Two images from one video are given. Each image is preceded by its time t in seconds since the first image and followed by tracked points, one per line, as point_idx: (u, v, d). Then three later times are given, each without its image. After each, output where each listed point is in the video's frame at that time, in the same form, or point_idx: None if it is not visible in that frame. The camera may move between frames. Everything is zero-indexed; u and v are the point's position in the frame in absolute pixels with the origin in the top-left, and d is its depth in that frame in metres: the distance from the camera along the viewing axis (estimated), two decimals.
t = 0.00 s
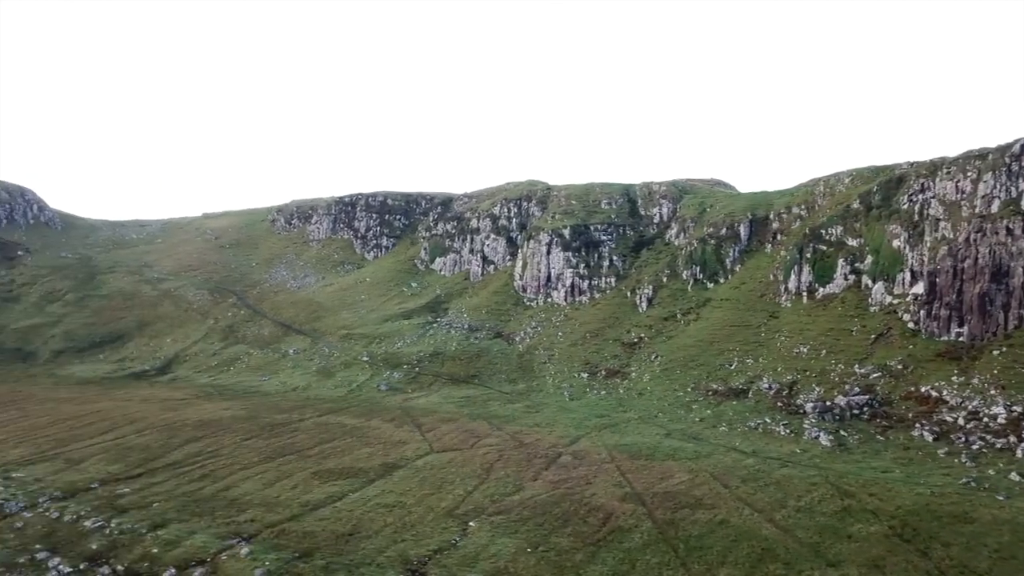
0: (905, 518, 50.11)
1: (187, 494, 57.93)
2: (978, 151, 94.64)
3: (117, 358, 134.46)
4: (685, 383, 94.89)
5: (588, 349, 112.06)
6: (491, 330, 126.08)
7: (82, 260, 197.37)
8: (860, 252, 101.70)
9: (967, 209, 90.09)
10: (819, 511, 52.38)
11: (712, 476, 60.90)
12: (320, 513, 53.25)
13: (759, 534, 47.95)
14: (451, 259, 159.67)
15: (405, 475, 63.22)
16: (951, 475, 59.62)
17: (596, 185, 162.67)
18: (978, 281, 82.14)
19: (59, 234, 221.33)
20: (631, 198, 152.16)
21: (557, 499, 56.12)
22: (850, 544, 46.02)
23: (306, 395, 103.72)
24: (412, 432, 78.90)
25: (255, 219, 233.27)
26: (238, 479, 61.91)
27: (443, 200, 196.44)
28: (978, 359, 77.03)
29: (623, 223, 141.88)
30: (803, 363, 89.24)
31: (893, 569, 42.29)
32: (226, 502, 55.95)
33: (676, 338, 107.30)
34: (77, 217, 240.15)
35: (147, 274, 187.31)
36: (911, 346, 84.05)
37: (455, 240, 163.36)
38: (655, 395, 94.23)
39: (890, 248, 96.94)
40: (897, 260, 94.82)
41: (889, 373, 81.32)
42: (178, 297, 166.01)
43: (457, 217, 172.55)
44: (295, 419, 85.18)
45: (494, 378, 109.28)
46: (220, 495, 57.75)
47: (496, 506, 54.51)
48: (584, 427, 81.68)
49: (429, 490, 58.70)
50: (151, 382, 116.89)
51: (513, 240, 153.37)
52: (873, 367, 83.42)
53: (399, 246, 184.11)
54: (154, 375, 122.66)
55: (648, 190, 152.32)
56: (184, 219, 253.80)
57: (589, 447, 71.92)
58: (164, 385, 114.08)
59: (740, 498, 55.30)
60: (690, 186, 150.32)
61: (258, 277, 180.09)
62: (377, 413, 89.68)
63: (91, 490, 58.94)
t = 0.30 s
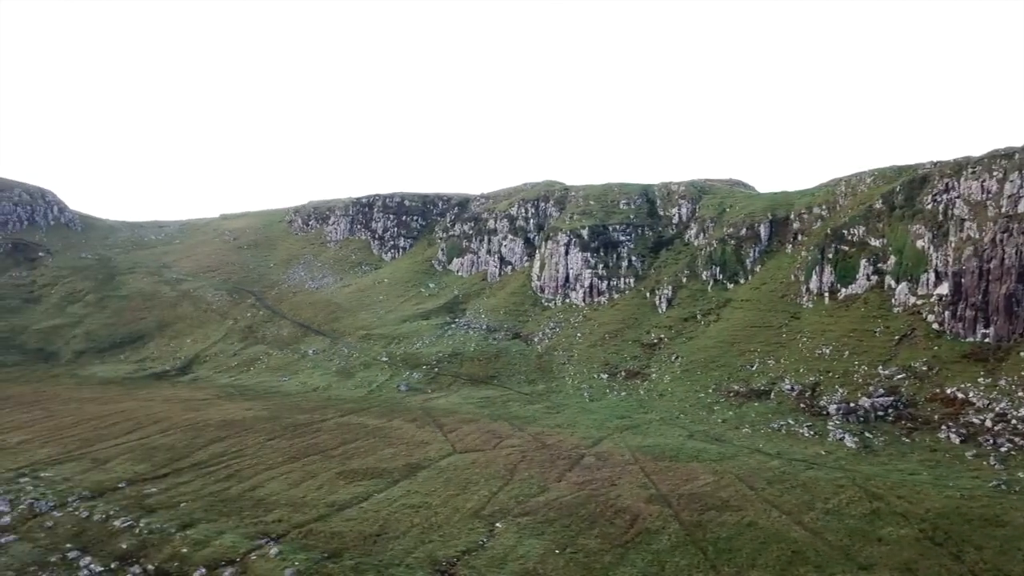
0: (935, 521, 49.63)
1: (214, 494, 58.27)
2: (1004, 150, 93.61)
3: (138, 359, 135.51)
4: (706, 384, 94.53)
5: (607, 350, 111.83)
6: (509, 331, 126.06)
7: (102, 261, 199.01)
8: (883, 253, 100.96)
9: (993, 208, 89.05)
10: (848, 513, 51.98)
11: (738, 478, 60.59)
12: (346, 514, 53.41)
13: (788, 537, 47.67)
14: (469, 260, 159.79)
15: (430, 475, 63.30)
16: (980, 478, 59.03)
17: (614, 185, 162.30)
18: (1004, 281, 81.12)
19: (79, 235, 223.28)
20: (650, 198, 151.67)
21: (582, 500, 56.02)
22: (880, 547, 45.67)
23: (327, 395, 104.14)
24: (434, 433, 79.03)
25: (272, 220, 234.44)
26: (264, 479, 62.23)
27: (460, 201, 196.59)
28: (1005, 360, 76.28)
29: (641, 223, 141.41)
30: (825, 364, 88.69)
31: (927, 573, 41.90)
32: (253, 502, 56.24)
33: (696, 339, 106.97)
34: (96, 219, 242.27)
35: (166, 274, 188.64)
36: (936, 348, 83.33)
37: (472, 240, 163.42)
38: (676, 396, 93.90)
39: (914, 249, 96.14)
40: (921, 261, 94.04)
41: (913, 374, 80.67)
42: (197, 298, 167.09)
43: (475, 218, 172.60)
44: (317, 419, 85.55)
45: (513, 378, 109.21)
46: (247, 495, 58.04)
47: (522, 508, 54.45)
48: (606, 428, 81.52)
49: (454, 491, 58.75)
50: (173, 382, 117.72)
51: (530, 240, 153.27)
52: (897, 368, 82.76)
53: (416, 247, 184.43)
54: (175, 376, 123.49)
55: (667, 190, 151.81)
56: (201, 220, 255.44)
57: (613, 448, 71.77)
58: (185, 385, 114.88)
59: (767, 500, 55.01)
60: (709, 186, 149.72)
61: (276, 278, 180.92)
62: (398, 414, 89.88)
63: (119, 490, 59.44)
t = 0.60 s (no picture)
0: (966, 524, 49.18)
1: (240, 494, 58.56)
2: None
3: (158, 359, 136.49)
4: (727, 385, 94.16)
5: (626, 351, 111.57)
6: (527, 331, 126.02)
7: (121, 262, 200.63)
8: (906, 253, 100.23)
9: (1018, 208, 88.03)
10: (877, 515, 51.60)
11: (763, 480, 60.23)
12: (372, 514, 53.54)
13: (818, 539, 47.39)
14: (486, 260, 159.81)
15: (454, 476, 63.38)
16: (1010, 480, 58.45)
17: (631, 185, 161.88)
18: None
19: (98, 236, 225.14)
20: (668, 198, 151.13)
21: (608, 501, 55.92)
22: (912, 550, 45.29)
23: (347, 396, 104.55)
24: (456, 434, 79.12)
25: (289, 221, 235.52)
26: (289, 479, 62.49)
27: (477, 202, 196.66)
28: None
29: (659, 223, 140.89)
30: (848, 365, 88.13)
31: None
32: (280, 502, 56.47)
33: (716, 340, 106.54)
34: (115, 220, 244.26)
35: (184, 275, 189.90)
36: (961, 348, 82.64)
37: (489, 241, 163.41)
38: (696, 397, 93.56)
39: (937, 249, 95.36)
40: (945, 262, 93.26)
41: (938, 375, 80.01)
42: (216, 298, 168.08)
43: (491, 219, 172.58)
44: (339, 420, 85.85)
45: (532, 379, 109.15)
46: (273, 495, 58.29)
47: (548, 509, 54.38)
48: (627, 429, 81.38)
49: (479, 492, 58.75)
50: (193, 383, 118.52)
51: (548, 241, 153.15)
52: (921, 369, 82.11)
53: (433, 248, 184.68)
54: (195, 376, 124.30)
55: (685, 190, 151.29)
56: (218, 221, 256.93)
57: (636, 450, 71.63)
58: (206, 385, 115.62)
59: (794, 502, 54.69)
60: (728, 186, 149.07)
61: (294, 278, 181.71)
62: (419, 415, 90.07)
63: (146, 489, 59.93)
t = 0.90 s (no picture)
0: (999, 527, 48.68)
1: (266, 494, 58.80)
2: None
3: (179, 359, 137.44)
4: (749, 386, 93.71)
5: (646, 352, 111.24)
6: (546, 332, 125.91)
7: (140, 262, 202.23)
8: (929, 253, 99.39)
9: None
10: (907, 518, 51.18)
11: (790, 482, 59.87)
12: (399, 515, 53.62)
13: (848, 542, 47.06)
14: (503, 261, 159.75)
15: (478, 477, 63.38)
16: None
17: (649, 185, 161.40)
18: None
19: (117, 237, 227.04)
20: (686, 198, 150.56)
21: (634, 502, 55.75)
22: (945, 553, 44.87)
23: (367, 396, 104.91)
24: (478, 434, 79.15)
25: (305, 222, 236.48)
26: (314, 479, 62.71)
27: (493, 202, 196.71)
28: None
29: (678, 224, 140.27)
30: (872, 366, 87.47)
31: None
32: (306, 502, 56.69)
33: (737, 341, 106.04)
34: (134, 221, 246.23)
35: (203, 276, 191.20)
36: (987, 350, 81.86)
37: (506, 241, 163.35)
38: (718, 398, 93.18)
39: (962, 249, 94.49)
40: (970, 262, 92.39)
41: (964, 377, 79.27)
42: (235, 299, 169.07)
43: (508, 219, 172.47)
44: (361, 420, 86.11)
45: (551, 380, 109.02)
46: (299, 495, 58.52)
47: (575, 510, 54.27)
48: (649, 430, 81.15)
49: (504, 492, 58.74)
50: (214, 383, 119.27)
51: (565, 241, 152.94)
52: (947, 370, 81.39)
53: (450, 249, 184.88)
54: (216, 376, 125.06)
55: (703, 190, 150.70)
56: (235, 222, 258.49)
57: (659, 451, 71.41)
58: (227, 385, 116.30)
59: (822, 504, 54.34)
60: (747, 186, 148.35)
61: (312, 279, 182.42)
62: (440, 416, 90.21)
63: (173, 489, 60.35)
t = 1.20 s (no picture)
0: None
1: (293, 494, 59.07)
2: None
3: (198, 359, 138.27)
4: (770, 387, 93.29)
5: (666, 352, 110.92)
6: (564, 332, 125.74)
7: (159, 263, 203.66)
8: (954, 254, 98.55)
9: None
10: (938, 521, 50.72)
11: (817, 484, 59.50)
12: (426, 515, 53.72)
13: (879, 545, 46.70)
14: (520, 262, 159.61)
15: (503, 477, 63.39)
16: None
17: (667, 186, 160.86)
18: None
19: (136, 239, 228.81)
20: (705, 198, 149.97)
21: (661, 504, 55.61)
22: (979, 557, 44.43)
23: (387, 397, 105.25)
24: (500, 435, 79.18)
25: (322, 223, 237.32)
26: (339, 480, 62.94)
27: (510, 203, 196.65)
28: None
29: (697, 224, 139.67)
30: (896, 367, 86.80)
31: None
32: (333, 502, 56.92)
33: (758, 342, 105.56)
34: (153, 222, 247.96)
35: (222, 276, 192.32)
36: (1014, 351, 81.02)
37: (523, 242, 163.21)
38: (739, 399, 92.78)
39: (987, 249, 93.60)
40: (996, 262, 91.51)
41: (991, 378, 78.53)
42: (254, 299, 169.89)
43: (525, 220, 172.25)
44: (383, 421, 86.48)
45: (570, 381, 108.84)
46: (325, 495, 58.75)
47: (601, 511, 54.22)
48: (672, 432, 80.90)
49: (530, 493, 58.72)
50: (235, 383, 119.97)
51: (583, 242, 152.69)
52: (973, 371, 80.64)
53: (467, 250, 185.07)
54: (236, 376, 125.75)
55: (722, 190, 150.12)
56: (252, 222, 259.83)
57: (683, 452, 71.17)
58: (248, 385, 116.89)
59: (851, 507, 53.97)
60: (767, 187, 147.62)
61: (329, 280, 183.21)
62: (461, 416, 90.35)
63: (200, 489, 60.75)
